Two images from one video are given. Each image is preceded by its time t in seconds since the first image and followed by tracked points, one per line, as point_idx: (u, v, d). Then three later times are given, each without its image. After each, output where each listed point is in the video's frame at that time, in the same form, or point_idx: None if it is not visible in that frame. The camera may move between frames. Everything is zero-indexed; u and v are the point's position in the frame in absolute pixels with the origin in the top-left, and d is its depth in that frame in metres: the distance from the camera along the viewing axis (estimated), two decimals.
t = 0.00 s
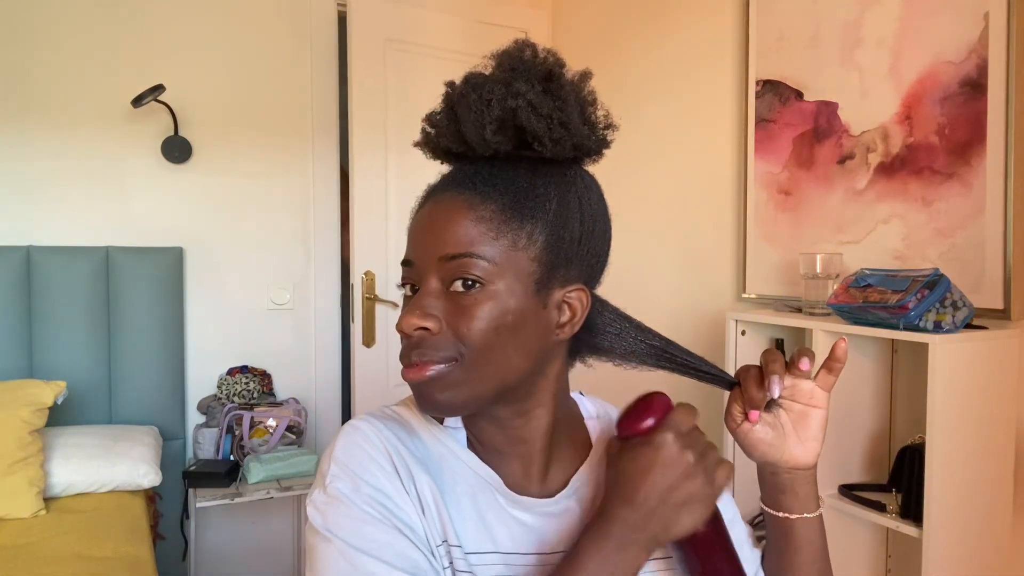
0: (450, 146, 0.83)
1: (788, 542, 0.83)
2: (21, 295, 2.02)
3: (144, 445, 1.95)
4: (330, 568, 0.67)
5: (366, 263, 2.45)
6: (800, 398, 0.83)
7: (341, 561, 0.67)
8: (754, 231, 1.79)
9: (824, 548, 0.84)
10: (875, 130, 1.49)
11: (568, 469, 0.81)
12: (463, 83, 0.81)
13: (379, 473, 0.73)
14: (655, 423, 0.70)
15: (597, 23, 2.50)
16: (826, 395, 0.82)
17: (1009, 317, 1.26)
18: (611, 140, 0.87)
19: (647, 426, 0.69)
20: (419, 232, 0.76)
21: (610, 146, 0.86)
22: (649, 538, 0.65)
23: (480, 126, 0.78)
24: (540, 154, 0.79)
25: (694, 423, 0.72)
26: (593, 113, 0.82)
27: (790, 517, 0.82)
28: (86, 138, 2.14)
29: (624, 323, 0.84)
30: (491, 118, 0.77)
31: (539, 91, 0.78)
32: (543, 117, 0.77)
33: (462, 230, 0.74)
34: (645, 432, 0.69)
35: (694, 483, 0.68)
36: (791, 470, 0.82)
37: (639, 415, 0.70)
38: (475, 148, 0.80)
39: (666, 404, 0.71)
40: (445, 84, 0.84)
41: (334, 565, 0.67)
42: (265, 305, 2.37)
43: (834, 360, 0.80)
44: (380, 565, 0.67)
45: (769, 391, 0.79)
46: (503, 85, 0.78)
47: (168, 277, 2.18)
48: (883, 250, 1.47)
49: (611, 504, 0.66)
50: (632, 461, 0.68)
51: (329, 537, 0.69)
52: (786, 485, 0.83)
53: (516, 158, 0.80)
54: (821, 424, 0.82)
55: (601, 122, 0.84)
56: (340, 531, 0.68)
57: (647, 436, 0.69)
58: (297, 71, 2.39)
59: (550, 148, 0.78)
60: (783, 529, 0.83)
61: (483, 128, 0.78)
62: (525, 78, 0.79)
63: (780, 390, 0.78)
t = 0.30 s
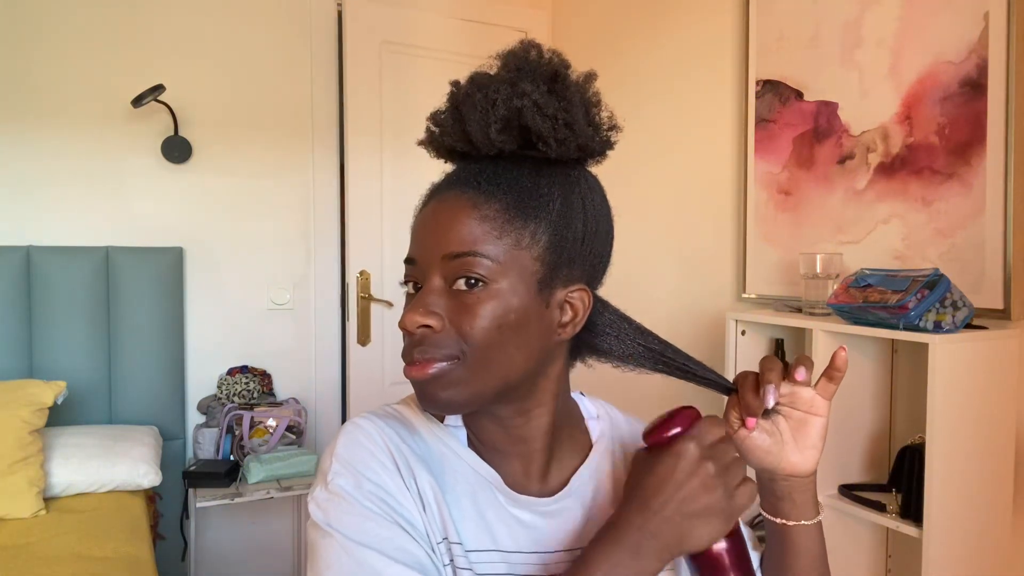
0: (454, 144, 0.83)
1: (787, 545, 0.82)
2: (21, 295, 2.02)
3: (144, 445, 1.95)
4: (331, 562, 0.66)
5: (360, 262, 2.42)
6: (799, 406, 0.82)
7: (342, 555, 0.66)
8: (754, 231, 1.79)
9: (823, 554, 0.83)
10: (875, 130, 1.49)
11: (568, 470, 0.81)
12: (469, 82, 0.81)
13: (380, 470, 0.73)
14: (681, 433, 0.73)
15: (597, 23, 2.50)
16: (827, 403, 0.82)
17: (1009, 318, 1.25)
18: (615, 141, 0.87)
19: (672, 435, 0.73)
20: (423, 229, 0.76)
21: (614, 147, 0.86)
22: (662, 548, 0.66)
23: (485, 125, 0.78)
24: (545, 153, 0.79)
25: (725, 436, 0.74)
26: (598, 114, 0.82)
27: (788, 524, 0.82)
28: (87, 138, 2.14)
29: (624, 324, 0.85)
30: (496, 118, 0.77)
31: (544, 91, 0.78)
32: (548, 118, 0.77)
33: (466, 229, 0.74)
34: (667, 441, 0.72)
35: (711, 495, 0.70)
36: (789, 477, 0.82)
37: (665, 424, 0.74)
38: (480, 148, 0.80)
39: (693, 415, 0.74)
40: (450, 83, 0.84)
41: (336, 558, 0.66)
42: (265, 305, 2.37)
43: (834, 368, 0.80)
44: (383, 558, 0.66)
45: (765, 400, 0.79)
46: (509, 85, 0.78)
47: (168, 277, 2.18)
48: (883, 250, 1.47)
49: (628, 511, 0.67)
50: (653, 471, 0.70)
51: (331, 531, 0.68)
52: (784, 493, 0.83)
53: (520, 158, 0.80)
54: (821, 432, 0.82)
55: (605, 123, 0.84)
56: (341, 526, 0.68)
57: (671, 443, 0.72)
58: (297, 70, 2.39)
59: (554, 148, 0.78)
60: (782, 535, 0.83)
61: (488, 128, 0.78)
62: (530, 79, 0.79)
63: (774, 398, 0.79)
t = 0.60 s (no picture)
0: (458, 144, 0.83)
1: (788, 544, 0.83)
2: (21, 295, 2.02)
3: (144, 445, 1.95)
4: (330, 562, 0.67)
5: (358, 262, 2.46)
6: (803, 406, 0.82)
7: (341, 555, 0.67)
8: (754, 231, 1.79)
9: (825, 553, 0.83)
10: (875, 130, 1.49)
11: (568, 466, 0.80)
12: (473, 82, 0.81)
13: (380, 470, 0.73)
14: (628, 393, 0.69)
15: (597, 23, 2.50)
16: (830, 403, 0.82)
17: (1009, 317, 1.26)
18: (619, 141, 0.87)
19: (619, 397, 0.69)
20: (427, 230, 0.76)
21: (617, 148, 0.86)
22: (627, 508, 0.66)
23: (489, 126, 0.78)
24: (549, 154, 0.79)
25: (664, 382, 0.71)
26: (601, 115, 0.82)
27: (790, 524, 0.82)
28: (86, 138, 2.14)
29: (627, 324, 0.85)
30: (500, 118, 0.77)
31: (549, 92, 0.79)
32: (552, 119, 0.77)
33: (469, 230, 0.74)
34: (617, 403, 0.69)
35: (665, 447, 0.68)
36: (792, 476, 0.82)
37: (611, 386, 0.70)
38: (483, 149, 0.80)
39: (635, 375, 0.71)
40: (454, 83, 0.84)
41: (335, 558, 0.67)
42: (265, 305, 2.37)
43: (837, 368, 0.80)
44: (382, 560, 0.66)
45: (768, 398, 0.79)
46: (513, 86, 0.79)
47: (168, 277, 2.18)
48: (883, 250, 1.47)
49: (587, 479, 0.66)
50: (608, 434, 0.68)
51: (330, 532, 0.68)
52: (786, 491, 0.83)
53: (524, 158, 0.80)
54: (824, 432, 0.82)
55: (609, 124, 0.84)
56: (341, 527, 0.68)
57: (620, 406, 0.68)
58: (297, 70, 2.39)
59: (558, 149, 0.78)
60: (783, 534, 0.83)
61: (492, 128, 0.78)
62: (535, 79, 0.80)
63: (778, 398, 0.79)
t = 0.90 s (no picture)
0: (456, 144, 0.83)
1: (788, 543, 0.82)
2: (21, 295, 2.02)
3: (144, 445, 1.95)
4: (333, 558, 0.66)
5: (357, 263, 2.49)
6: (802, 405, 0.82)
7: (344, 551, 0.66)
8: (754, 232, 1.79)
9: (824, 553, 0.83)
10: (875, 130, 1.49)
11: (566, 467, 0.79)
12: (472, 82, 0.81)
13: (379, 470, 0.73)
14: (597, 359, 0.67)
15: (596, 23, 2.51)
16: (829, 402, 0.82)
17: (1009, 317, 1.26)
18: (618, 141, 0.87)
19: (589, 363, 0.67)
20: (423, 229, 0.76)
21: (617, 148, 0.86)
22: (606, 476, 0.65)
23: (487, 125, 0.78)
24: (547, 154, 0.79)
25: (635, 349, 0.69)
26: (601, 115, 0.82)
27: (790, 523, 0.82)
28: (86, 138, 2.14)
29: (625, 324, 0.85)
30: (498, 118, 0.77)
31: (547, 92, 0.78)
32: (550, 119, 0.77)
33: (466, 229, 0.74)
34: (587, 369, 0.67)
35: (640, 414, 0.66)
36: (791, 476, 0.82)
37: (579, 353, 0.67)
38: (481, 148, 0.80)
39: (604, 338, 0.68)
40: (452, 82, 0.84)
41: (338, 554, 0.66)
42: (265, 305, 2.37)
43: (837, 367, 0.80)
44: (386, 555, 0.66)
45: (768, 398, 0.79)
46: (511, 86, 0.79)
47: (168, 276, 2.18)
48: (883, 250, 1.47)
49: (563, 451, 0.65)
50: (579, 403, 0.66)
51: (331, 529, 0.68)
52: (786, 491, 0.83)
53: (522, 158, 0.80)
54: (824, 431, 0.82)
55: (609, 124, 0.83)
56: (342, 524, 0.68)
57: (590, 374, 0.66)
58: (297, 71, 2.39)
59: (556, 149, 0.78)
60: (783, 534, 0.83)
61: (490, 128, 0.78)
62: (534, 79, 0.79)
63: (778, 398, 0.79)
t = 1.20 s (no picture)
0: (451, 145, 0.83)
1: (786, 543, 0.82)
2: (21, 295, 2.02)
3: (144, 445, 1.95)
4: (329, 563, 0.66)
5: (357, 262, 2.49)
6: (799, 403, 0.82)
7: (340, 556, 0.66)
8: (754, 232, 1.79)
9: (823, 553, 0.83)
10: (875, 130, 1.49)
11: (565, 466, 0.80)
12: (466, 82, 0.81)
13: (376, 472, 0.73)
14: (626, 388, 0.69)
15: (597, 23, 2.51)
16: (826, 400, 0.82)
17: (1009, 317, 1.25)
18: (612, 142, 0.87)
19: (619, 392, 0.69)
20: (419, 231, 0.76)
21: (611, 148, 0.86)
22: (627, 504, 0.66)
23: (481, 126, 0.78)
24: (541, 154, 0.79)
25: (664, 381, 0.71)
26: (594, 115, 0.82)
27: (787, 522, 0.82)
28: (86, 138, 2.14)
29: (621, 324, 0.85)
30: (492, 119, 0.77)
31: (540, 92, 0.78)
32: (544, 119, 0.77)
33: (462, 231, 0.74)
34: (616, 398, 0.69)
35: (665, 445, 0.68)
36: (788, 475, 0.82)
37: (610, 381, 0.70)
38: (475, 149, 0.80)
39: (634, 368, 0.70)
40: (446, 83, 0.84)
41: (334, 559, 0.66)
42: (265, 305, 2.37)
43: (832, 365, 0.80)
44: (380, 561, 0.66)
45: (763, 396, 0.79)
46: (505, 86, 0.79)
47: (167, 276, 2.18)
48: (883, 250, 1.47)
49: (587, 476, 0.66)
50: (606, 430, 0.68)
51: (328, 534, 0.68)
52: (783, 490, 0.83)
53: (516, 159, 0.80)
54: (820, 430, 0.82)
55: (602, 124, 0.84)
56: (338, 528, 0.68)
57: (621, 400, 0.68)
58: (296, 70, 2.39)
59: (550, 149, 0.78)
60: (780, 533, 0.83)
61: (484, 129, 0.78)
62: (527, 79, 0.80)
63: (774, 397, 0.79)
